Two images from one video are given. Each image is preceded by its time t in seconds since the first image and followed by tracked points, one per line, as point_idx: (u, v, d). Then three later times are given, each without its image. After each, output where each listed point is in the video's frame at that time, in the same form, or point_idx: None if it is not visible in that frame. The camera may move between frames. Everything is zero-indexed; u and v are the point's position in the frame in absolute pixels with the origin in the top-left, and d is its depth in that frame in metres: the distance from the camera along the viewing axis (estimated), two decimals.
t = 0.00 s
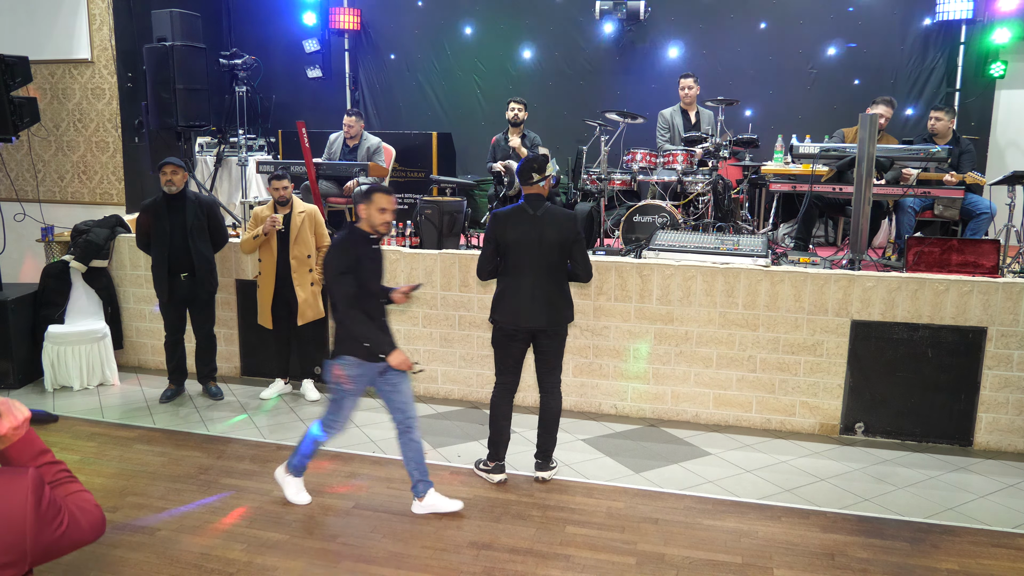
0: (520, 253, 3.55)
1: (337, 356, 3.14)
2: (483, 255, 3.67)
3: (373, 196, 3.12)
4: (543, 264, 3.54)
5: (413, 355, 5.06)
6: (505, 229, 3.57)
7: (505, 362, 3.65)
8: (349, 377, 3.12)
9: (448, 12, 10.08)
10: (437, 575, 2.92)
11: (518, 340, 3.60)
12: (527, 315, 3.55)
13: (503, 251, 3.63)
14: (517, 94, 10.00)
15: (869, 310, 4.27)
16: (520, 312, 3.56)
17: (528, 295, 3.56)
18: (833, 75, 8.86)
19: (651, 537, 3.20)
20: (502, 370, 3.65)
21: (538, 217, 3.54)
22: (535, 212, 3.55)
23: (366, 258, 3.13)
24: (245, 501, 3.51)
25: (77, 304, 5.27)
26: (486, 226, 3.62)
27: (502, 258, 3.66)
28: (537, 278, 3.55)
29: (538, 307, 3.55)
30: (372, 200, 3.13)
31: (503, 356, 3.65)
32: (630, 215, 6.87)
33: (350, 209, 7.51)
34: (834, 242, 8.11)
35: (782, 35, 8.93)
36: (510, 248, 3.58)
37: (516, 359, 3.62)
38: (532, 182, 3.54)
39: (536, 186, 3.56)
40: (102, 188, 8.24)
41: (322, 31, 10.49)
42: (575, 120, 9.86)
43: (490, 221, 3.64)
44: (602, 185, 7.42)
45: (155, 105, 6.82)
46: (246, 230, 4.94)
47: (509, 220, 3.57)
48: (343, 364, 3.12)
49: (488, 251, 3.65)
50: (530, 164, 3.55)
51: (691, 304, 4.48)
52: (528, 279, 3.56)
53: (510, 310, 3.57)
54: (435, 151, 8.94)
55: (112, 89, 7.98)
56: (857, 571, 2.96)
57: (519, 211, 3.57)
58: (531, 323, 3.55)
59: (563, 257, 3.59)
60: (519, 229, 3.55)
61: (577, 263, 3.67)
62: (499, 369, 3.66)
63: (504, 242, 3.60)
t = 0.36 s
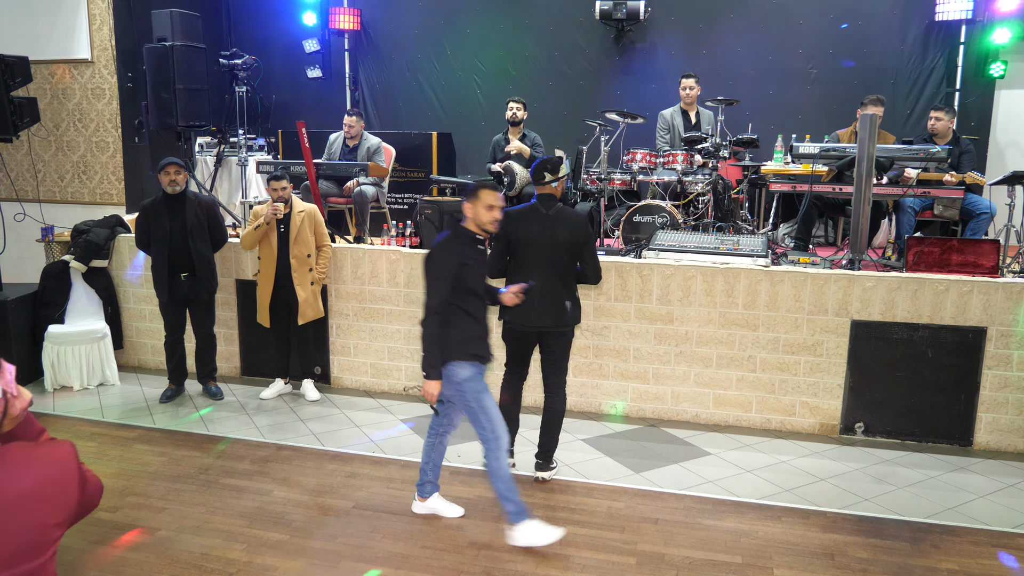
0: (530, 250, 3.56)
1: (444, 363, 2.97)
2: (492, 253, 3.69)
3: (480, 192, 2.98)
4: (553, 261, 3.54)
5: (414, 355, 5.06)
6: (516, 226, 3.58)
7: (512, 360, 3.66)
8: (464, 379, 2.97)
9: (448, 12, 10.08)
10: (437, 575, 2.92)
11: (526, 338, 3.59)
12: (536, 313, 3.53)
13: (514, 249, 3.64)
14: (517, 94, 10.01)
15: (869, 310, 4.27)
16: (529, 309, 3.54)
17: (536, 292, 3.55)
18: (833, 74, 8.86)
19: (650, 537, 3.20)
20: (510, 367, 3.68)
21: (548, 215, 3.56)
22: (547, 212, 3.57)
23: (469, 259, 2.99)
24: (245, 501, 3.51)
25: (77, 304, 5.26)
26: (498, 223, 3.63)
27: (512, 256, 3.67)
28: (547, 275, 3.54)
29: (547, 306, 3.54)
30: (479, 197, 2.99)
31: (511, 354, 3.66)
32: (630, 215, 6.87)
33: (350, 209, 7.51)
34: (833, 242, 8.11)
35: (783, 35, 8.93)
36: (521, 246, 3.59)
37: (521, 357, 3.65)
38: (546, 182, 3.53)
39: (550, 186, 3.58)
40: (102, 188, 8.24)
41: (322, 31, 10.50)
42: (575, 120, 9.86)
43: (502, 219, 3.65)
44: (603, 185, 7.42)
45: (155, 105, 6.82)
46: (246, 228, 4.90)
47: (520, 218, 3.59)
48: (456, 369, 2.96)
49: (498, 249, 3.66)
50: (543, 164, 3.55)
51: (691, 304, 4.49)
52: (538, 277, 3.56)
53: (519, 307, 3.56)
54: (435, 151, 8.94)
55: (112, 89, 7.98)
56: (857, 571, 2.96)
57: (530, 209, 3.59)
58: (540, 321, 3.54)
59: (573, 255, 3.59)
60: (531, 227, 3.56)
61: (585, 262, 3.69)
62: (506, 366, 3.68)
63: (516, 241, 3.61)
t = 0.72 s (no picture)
0: (530, 249, 3.56)
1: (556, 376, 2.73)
2: (493, 250, 3.70)
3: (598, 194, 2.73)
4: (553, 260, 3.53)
5: (414, 355, 5.06)
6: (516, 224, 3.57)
7: (513, 355, 3.73)
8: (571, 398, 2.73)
9: (448, 12, 10.09)
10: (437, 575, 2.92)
11: (526, 336, 3.64)
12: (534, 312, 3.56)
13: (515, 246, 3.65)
14: (517, 94, 10.00)
15: (869, 310, 4.27)
16: (528, 309, 3.58)
17: (536, 291, 3.57)
18: (833, 75, 8.86)
19: (651, 537, 3.20)
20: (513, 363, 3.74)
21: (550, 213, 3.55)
22: (547, 210, 3.53)
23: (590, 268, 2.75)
24: (245, 501, 3.50)
25: (76, 304, 5.26)
26: (498, 222, 3.63)
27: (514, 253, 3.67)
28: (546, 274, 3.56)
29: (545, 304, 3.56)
30: (598, 198, 2.74)
31: (513, 349, 3.72)
32: (630, 215, 6.87)
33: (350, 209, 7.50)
34: (833, 243, 8.11)
35: (782, 35, 8.93)
36: (521, 244, 3.59)
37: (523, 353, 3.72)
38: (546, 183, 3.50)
39: (551, 184, 3.55)
40: (102, 188, 8.24)
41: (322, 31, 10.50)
42: (575, 120, 9.86)
43: (502, 217, 3.65)
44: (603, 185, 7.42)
45: (155, 105, 6.82)
46: (246, 228, 4.88)
47: (521, 216, 3.58)
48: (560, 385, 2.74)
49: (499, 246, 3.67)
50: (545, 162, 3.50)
51: (691, 304, 4.49)
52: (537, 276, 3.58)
53: (518, 306, 3.60)
54: (435, 151, 8.94)
55: (112, 89, 7.99)
56: (857, 571, 2.96)
57: (531, 208, 3.57)
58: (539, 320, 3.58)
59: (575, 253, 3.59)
60: (531, 225, 3.54)
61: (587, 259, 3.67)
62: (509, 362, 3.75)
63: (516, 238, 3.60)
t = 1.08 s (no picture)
0: (524, 248, 3.59)
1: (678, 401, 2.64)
2: (484, 254, 3.67)
3: (729, 206, 2.63)
4: (548, 255, 3.59)
5: (413, 355, 5.06)
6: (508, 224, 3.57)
7: (510, 354, 3.71)
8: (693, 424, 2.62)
9: (448, 12, 10.08)
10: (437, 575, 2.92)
11: (524, 334, 3.64)
12: (533, 309, 3.57)
13: (507, 247, 3.64)
14: (517, 94, 10.00)
15: (868, 310, 4.27)
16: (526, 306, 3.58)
17: (532, 288, 3.59)
18: (833, 75, 8.86)
19: (650, 537, 3.20)
20: (510, 362, 3.72)
21: (539, 210, 3.60)
22: (536, 208, 3.60)
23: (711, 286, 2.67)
24: (245, 501, 3.51)
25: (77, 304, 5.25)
26: (487, 224, 3.63)
27: (505, 254, 3.66)
28: (540, 270, 3.59)
29: (543, 300, 3.59)
30: (728, 211, 2.64)
31: (509, 349, 3.71)
32: (630, 215, 6.87)
33: (350, 209, 7.50)
34: (833, 242, 8.11)
35: (782, 36, 8.94)
36: (513, 244, 3.61)
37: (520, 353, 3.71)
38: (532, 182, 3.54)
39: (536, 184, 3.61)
40: (102, 188, 8.24)
41: (322, 31, 10.50)
42: (575, 120, 9.86)
43: (489, 220, 3.65)
44: (603, 185, 7.42)
45: (155, 105, 6.82)
46: (246, 228, 4.86)
47: (513, 216, 3.59)
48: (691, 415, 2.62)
49: (490, 249, 3.65)
50: (528, 163, 3.55)
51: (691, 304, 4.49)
52: (533, 273, 3.60)
53: (514, 305, 3.60)
54: (435, 151, 8.94)
55: (112, 89, 7.99)
56: (857, 571, 2.96)
57: (519, 207, 3.61)
58: (537, 317, 3.59)
59: (566, 248, 3.64)
60: (522, 224, 3.58)
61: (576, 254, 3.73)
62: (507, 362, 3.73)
63: (507, 239, 3.62)
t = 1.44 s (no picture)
0: (517, 248, 3.66)
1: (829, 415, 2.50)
2: (477, 255, 3.71)
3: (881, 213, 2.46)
4: (540, 254, 3.67)
5: (413, 355, 5.06)
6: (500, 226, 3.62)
7: (506, 351, 3.79)
8: (849, 436, 2.49)
9: (448, 12, 10.09)
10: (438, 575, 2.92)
11: (519, 331, 3.73)
12: (528, 307, 3.66)
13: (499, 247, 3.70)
14: (517, 94, 10.00)
15: (869, 310, 4.27)
16: (520, 305, 3.66)
17: (525, 287, 3.67)
18: (833, 75, 8.86)
19: (651, 537, 3.20)
20: (507, 359, 3.79)
21: (529, 210, 3.66)
22: (526, 208, 3.66)
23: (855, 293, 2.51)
24: (245, 501, 3.51)
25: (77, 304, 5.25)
26: (479, 226, 3.66)
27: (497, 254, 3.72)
28: (533, 269, 3.68)
29: (537, 298, 3.68)
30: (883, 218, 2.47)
31: (505, 346, 3.79)
32: (630, 215, 6.87)
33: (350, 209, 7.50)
34: (834, 242, 8.11)
35: (782, 36, 8.94)
36: (506, 245, 3.67)
37: (516, 350, 3.79)
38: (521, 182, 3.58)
39: (524, 183, 3.67)
40: (102, 188, 8.23)
41: (322, 31, 10.51)
42: (575, 120, 9.86)
43: (480, 221, 3.68)
44: (603, 185, 7.42)
45: (155, 105, 6.82)
46: (246, 227, 4.86)
47: (504, 217, 3.64)
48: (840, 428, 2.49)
49: (483, 250, 3.69)
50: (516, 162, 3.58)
51: (691, 304, 4.49)
52: (526, 272, 3.68)
53: (508, 304, 3.68)
54: (435, 151, 8.94)
55: (112, 89, 7.99)
56: (857, 571, 2.96)
57: (510, 208, 3.66)
58: (531, 315, 3.69)
59: (558, 246, 3.73)
60: (514, 224, 3.64)
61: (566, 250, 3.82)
62: (504, 359, 3.80)
63: (499, 240, 3.67)
